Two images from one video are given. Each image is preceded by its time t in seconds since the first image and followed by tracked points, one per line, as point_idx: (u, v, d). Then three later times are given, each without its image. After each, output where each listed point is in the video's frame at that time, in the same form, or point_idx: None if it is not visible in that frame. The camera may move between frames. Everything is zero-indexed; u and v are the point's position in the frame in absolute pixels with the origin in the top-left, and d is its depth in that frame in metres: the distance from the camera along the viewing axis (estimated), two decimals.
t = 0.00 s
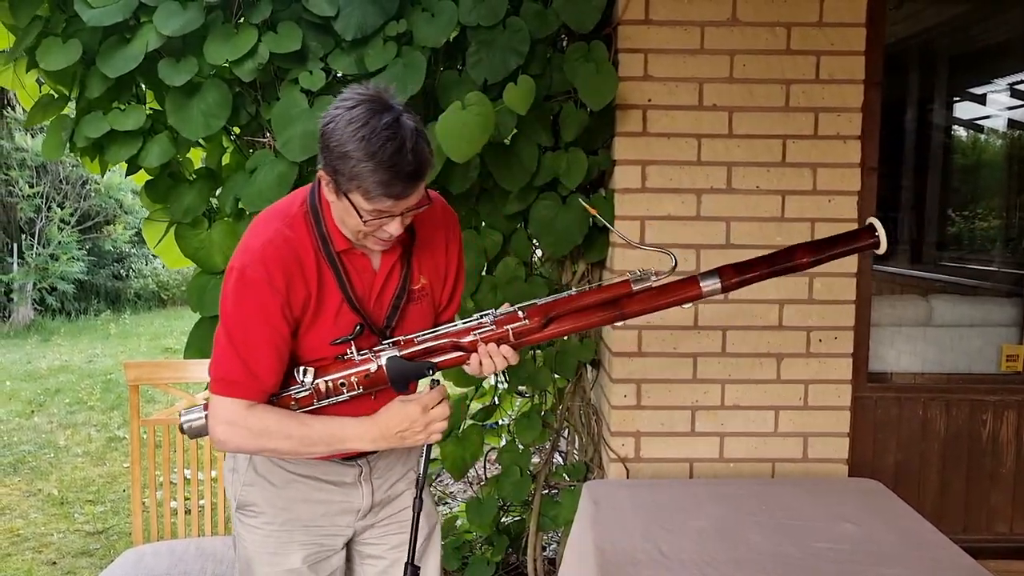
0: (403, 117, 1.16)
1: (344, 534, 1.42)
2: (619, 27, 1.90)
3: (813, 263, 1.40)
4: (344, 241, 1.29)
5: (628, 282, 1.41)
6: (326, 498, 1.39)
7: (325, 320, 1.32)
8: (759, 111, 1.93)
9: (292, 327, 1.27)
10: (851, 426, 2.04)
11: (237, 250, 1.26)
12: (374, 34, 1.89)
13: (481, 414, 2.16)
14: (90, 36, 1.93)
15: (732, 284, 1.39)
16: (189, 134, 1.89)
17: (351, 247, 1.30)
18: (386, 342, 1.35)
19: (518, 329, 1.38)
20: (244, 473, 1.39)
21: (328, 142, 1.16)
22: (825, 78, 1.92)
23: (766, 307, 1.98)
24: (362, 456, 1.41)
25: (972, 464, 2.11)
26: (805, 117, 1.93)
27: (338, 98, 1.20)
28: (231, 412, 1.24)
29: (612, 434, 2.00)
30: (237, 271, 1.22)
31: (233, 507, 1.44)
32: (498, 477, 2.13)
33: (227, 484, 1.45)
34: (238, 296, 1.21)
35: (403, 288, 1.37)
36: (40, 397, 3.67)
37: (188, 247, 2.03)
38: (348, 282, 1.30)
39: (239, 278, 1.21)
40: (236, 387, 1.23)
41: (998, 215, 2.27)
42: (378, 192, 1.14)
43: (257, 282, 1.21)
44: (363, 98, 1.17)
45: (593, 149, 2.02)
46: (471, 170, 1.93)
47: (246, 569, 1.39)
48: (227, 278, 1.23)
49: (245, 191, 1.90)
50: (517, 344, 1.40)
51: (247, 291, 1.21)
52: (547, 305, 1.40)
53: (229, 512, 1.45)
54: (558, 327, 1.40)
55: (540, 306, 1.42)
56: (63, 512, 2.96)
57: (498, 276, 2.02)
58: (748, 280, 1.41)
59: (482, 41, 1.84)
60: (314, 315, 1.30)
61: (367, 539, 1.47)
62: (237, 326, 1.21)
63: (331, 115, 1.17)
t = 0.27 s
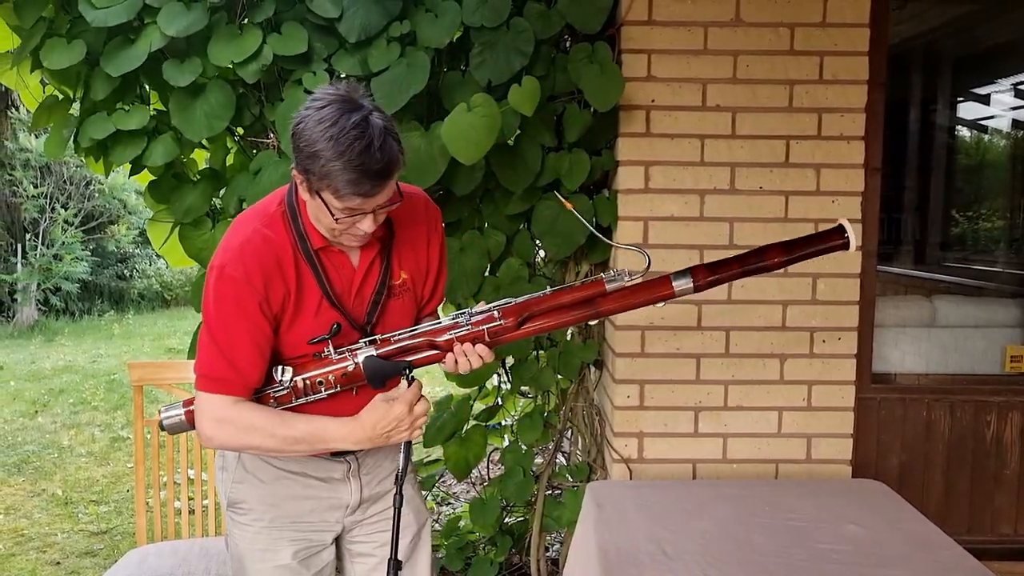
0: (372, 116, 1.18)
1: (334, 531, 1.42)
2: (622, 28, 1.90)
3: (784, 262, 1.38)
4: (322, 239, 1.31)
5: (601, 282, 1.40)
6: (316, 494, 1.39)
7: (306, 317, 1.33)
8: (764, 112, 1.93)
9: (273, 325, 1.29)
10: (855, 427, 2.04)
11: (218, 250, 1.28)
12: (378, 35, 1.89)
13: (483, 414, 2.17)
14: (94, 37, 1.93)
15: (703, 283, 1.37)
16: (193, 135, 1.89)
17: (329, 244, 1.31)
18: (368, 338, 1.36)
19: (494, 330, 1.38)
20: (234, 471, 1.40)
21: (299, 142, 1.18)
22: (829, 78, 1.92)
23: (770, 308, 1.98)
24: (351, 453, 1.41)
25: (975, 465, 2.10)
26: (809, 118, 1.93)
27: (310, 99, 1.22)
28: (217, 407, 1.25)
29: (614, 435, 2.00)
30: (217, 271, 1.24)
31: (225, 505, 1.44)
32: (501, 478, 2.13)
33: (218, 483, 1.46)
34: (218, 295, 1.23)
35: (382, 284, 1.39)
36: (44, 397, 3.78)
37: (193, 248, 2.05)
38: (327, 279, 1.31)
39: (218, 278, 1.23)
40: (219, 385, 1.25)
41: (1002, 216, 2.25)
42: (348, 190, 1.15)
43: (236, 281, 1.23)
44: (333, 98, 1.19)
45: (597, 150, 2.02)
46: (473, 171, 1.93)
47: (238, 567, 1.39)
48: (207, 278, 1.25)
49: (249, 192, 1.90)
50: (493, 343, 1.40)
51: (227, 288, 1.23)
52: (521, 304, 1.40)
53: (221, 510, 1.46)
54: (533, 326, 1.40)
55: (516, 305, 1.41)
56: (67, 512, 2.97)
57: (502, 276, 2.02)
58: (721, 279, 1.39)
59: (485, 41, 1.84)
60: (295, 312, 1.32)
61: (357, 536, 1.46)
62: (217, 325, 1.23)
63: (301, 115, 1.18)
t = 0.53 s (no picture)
0: (364, 117, 1.18)
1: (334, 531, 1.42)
2: (630, 29, 1.91)
3: (779, 276, 1.37)
4: (317, 238, 1.30)
5: (596, 288, 1.39)
6: (316, 493, 1.39)
7: (302, 317, 1.33)
8: (772, 114, 1.93)
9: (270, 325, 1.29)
10: (862, 429, 2.03)
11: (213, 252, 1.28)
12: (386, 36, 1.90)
13: (490, 415, 2.18)
14: (105, 39, 1.94)
15: (698, 293, 1.37)
16: (203, 136, 1.90)
17: (324, 244, 1.31)
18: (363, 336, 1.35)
19: (486, 333, 1.37)
20: (234, 471, 1.40)
21: (293, 145, 1.18)
22: (837, 79, 1.92)
23: (777, 309, 1.97)
24: (350, 452, 1.41)
25: (983, 467, 2.10)
26: (817, 119, 1.93)
27: (304, 102, 1.22)
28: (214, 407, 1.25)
29: (621, 436, 2.00)
30: (212, 272, 1.24)
31: (226, 505, 1.44)
32: (508, 478, 2.13)
33: (219, 482, 1.46)
34: (213, 296, 1.23)
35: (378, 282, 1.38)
36: (53, 397, 3.84)
37: (200, 248, 2.06)
38: (322, 279, 1.31)
39: (213, 280, 1.23)
40: (216, 386, 1.25)
41: (1010, 217, 2.26)
42: (343, 191, 1.16)
43: (231, 282, 1.23)
44: (326, 100, 1.19)
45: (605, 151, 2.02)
46: (480, 172, 1.93)
47: (240, 567, 1.39)
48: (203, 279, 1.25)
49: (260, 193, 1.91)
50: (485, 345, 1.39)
51: (222, 289, 1.23)
52: (516, 307, 1.38)
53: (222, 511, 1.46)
54: (525, 329, 1.38)
55: (510, 308, 1.39)
56: (75, 511, 2.98)
57: (510, 277, 2.03)
58: (713, 290, 1.38)
59: (493, 43, 1.84)
60: (291, 312, 1.32)
61: (357, 536, 1.46)
62: (213, 326, 1.23)
63: (295, 118, 1.19)
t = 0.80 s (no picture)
0: (369, 109, 1.16)
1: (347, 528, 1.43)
2: (643, 27, 1.91)
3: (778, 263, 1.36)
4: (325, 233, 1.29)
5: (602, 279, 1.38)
6: (328, 491, 1.40)
7: (311, 312, 1.32)
8: (784, 113, 1.92)
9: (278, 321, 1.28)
10: (875, 429, 2.02)
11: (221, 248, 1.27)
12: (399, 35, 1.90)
13: (502, 412, 2.17)
14: (119, 37, 1.95)
15: (702, 279, 1.34)
16: (218, 133, 1.91)
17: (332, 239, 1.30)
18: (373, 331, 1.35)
19: (496, 328, 1.37)
20: (246, 469, 1.40)
21: (298, 139, 1.17)
22: (850, 78, 1.91)
23: (789, 308, 1.97)
24: (362, 449, 1.41)
25: (997, 467, 2.09)
26: (830, 117, 1.92)
27: (308, 96, 1.21)
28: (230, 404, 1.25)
29: (632, 434, 2.00)
30: (220, 268, 1.23)
31: (238, 504, 1.44)
32: (519, 476, 2.13)
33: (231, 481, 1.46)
34: (221, 292, 1.22)
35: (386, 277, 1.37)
36: (66, 393, 4.00)
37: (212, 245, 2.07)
38: (331, 273, 1.30)
39: (221, 276, 1.22)
40: (226, 383, 1.25)
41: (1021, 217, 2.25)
42: (349, 183, 1.14)
43: (239, 278, 1.22)
44: (329, 93, 1.18)
45: (617, 149, 2.02)
46: (493, 170, 1.94)
47: (253, 565, 1.40)
48: (211, 275, 1.25)
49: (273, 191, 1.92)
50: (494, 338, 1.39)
51: (230, 285, 1.22)
52: (523, 300, 1.38)
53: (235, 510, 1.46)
54: (534, 322, 1.38)
55: (519, 302, 1.39)
56: (88, 507, 3.03)
57: (522, 274, 2.03)
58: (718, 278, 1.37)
59: (506, 41, 1.85)
60: (300, 307, 1.31)
61: (370, 533, 1.46)
62: (222, 322, 1.22)
63: (298, 112, 1.17)
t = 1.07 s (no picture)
0: (394, 112, 1.16)
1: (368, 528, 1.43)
2: (659, 27, 1.91)
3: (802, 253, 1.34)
4: (348, 234, 1.30)
5: (625, 274, 1.38)
6: (350, 491, 1.40)
7: (335, 312, 1.33)
8: (802, 113, 1.92)
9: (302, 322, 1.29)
10: (890, 430, 2.02)
11: (244, 250, 1.28)
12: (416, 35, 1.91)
13: (516, 412, 2.18)
14: (138, 37, 1.97)
15: (726, 270, 1.34)
16: (234, 133, 1.92)
17: (355, 240, 1.30)
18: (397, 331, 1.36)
19: (520, 326, 1.37)
20: (267, 469, 1.41)
21: (323, 143, 1.17)
22: (868, 79, 1.90)
23: (805, 308, 1.97)
24: (384, 448, 1.42)
25: (1014, 470, 2.07)
26: (846, 118, 1.91)
27: (330, 98, 1.21)
28: (254, 406, 1.25)
29: (647, 434, 2.00)
30: (244, 270, 1.24)
31: (259, 503, 1.45)
32: (534, 476, 2.14)
33: (252, 480, 1.47)
34: (246, 295, 1.23)
35: (409, 277, 1.38)
36: (82, 391, 4.27)
37: (230, 243, 2.10)
38: (354, 274, 1.30)
39: (245, 279, 1.23)
40: (251, 385, 1.26)
41: None
42: (376, 188, 1.14)
43: (263, 280, 1.22)
44: (354, 96, 1.18)
45: (633, 149, 2.03)
46: (509, 170, 1.94)
47: (274, 564, 1.40)
48: (235, 278, 1.25)
49: (290, 189, 1.92)
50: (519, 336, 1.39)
51: (254, 288, 1.23)
52: (547, 298, 1.38)
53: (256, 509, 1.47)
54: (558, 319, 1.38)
55: (542, 299, 1.39)
56: (104, 504, 3.08)
57: (537, 275, 2.04)
58: (742, 269, 1.35)
59: (523, 41, 1.85)
60: (323, 308, 1.32)
61: (390, 533, 1.47)
62: (246, 325, 1.23)
63: (322, 116, 1.18)
